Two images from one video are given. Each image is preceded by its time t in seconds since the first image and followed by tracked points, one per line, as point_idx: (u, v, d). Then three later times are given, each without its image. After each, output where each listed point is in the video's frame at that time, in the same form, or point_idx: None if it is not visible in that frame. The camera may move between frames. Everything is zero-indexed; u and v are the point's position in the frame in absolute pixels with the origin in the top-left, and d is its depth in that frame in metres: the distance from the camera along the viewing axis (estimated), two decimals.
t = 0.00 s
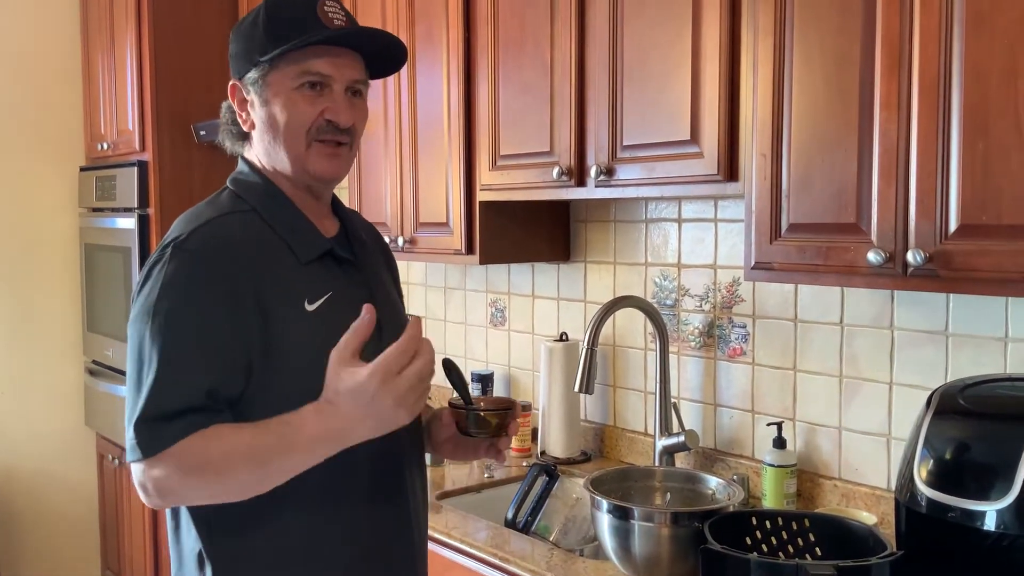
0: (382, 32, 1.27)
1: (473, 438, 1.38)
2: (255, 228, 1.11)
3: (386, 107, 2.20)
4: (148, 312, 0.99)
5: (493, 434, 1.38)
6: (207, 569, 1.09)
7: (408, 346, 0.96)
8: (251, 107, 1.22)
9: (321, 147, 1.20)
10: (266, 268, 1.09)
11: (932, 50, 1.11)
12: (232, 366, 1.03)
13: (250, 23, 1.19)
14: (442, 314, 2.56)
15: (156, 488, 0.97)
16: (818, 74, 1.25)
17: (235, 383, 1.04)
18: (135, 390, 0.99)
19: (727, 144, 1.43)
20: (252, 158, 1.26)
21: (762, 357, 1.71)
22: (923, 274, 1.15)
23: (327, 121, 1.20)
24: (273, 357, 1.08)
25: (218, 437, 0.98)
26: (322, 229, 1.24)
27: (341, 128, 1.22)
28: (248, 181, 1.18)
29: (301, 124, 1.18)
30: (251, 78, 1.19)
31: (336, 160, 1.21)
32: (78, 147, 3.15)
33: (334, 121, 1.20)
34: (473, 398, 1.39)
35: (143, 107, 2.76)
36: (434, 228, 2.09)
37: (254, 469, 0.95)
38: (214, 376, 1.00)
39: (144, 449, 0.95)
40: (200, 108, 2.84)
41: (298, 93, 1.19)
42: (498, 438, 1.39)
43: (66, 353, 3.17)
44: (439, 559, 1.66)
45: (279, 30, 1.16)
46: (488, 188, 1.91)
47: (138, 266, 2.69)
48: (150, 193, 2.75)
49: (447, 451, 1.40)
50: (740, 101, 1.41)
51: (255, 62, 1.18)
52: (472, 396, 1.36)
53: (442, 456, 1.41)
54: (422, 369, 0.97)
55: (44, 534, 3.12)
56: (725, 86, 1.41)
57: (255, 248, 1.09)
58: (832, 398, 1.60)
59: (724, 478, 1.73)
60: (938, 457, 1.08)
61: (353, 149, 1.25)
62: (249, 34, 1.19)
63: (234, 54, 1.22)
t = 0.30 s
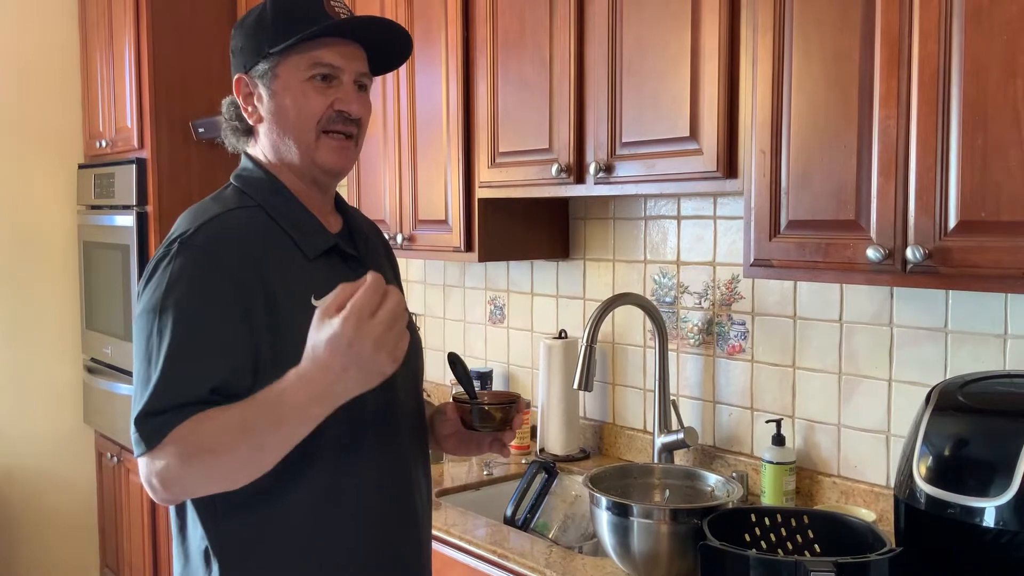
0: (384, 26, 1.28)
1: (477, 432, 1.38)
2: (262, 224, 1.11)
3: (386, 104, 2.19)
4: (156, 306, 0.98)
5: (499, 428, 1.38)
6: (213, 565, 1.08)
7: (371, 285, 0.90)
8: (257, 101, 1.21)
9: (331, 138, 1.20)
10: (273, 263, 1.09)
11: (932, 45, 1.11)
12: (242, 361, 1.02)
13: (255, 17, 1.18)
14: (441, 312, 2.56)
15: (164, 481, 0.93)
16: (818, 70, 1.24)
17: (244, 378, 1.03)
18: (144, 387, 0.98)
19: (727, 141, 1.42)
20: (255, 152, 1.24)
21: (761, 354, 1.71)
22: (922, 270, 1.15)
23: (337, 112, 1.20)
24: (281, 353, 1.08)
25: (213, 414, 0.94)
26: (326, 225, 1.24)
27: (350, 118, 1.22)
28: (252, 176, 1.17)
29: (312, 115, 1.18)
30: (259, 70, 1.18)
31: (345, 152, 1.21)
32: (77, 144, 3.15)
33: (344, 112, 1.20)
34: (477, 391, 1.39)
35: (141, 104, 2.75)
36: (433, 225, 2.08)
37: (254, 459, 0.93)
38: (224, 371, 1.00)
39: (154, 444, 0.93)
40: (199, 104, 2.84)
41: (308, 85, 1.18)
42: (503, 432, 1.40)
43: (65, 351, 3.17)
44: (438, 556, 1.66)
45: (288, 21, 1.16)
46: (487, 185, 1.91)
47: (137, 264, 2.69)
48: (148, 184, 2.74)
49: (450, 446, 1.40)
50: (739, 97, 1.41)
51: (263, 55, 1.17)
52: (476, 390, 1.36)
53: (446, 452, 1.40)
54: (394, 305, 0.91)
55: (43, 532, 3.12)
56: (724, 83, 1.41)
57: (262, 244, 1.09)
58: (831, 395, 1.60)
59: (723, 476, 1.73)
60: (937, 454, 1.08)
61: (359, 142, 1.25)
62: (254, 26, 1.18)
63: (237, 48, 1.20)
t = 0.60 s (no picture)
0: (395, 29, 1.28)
1: (483, 428, 1.38)
2: (268, 223, 1.11)
3: (387, 104, 2.19)
4: (164, 306, 0.98)
5: (504, 424, 1.38)
6: (219, 563, 1.09)
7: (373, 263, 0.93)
8: (268, 101, 1.21)
9: (343, 140, 1.21)
10: (280, 262, 1.09)
11: (932, 44, 1.11)
12: (250, 360, 1.02)
13: (269, 16, 1.18)
14: (442, 311, 2.56)
15: (173, 480, 0.93)
16: (818, 70, 1.25)
17: (253, 376, 1.03)
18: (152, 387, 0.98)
19: (727, 140, 1.42)
20: (263, 152, 1.24)
21: (760, 354, 1.72)
22: (922, 269, 1.15)
23: (349, 114, 1.20)
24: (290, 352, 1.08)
25: (216, 407, 0.93)
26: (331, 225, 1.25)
27: (362, 120, 1.22)
28: (258, 176, 1.17)
29: (324, 117, 1.18)
30: (272, 70, 1.18)
31: (354, 155, 1.22)
32: (77, 143, 3.15)
33: (356, 114, 1.21)
34: (482, 387, 1.40)
35: (141, 103, 2.75)
36: (433, 225, 2.08)
37: (259, 457, 0.92)
38: (233, 371, 1.00)
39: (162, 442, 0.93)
40: (199, 104, 2.84)
41: (322, 86, 1.18)
42: (507, 428, 1.40)
43: (65, 351, 3.17)
44: (438, 556, 1.67)
45: (303, 22, 1.16)
46: (487, 185, 1.91)
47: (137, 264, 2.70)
48: (148, 184, 2.74)
49: (454, 443, 1.39)
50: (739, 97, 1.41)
51: (277, 55, 1.17)
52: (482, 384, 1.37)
53: (450, 448, 1.39)
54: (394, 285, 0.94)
55: (44, 532, 3.13)
56: (724, 83, 1.41)
57: (269, 243, 1.09)
58: (831, 395, 1.60)
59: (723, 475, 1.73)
60: (937, 452, 1.08)
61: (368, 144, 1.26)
62: (268, 25, 1.17)
63: (249, 46, 1.19)
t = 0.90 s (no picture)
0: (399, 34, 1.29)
1: (484, 425, 1.38)
2: (272, 225, 1.11)
3: (385, 106, 2.19)
4: (171, 307, 0.98)
5: (505, 422, 1.38)
6: (222, 564, 1.09)
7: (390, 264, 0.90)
8: (270, 103, 1.21)
9: (345, 141, 1.20)
10: (285, 263, 1.10)
11: (928, 47, 1.11)
12: (257, 361, 1.03)
13: (273, 19, 1.19)
14: (440, 314, 2.56)
15: (181, 480, 0.93)
16: (815, 72, 1.25)
17: (258, 377, 1.03)
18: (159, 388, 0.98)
19: (724, 143, 1.43)
20: (265, 153, 1.24)
21: (758, 355, 1.72)
22: (920, 272, 1.15)
23: (352, 115, 1.20)
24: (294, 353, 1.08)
25: (228, 411, 0.93)
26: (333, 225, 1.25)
27: (364, 122, 1.22)
28: (260, 177, 1.17)
29: (326, 118, 1.18)
30: (275, 72, 1.18)
31: (358, 155, 1.21)
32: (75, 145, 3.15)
33: (359, 115, 1.20)
34: (484, 387, 1.40)
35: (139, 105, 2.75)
36: (432, 227, 2.08)
37: (260, 460, 0.92)
38: (240, 371, 1.00)
39: (170, 443, 0.93)
40: (198, 106, 2.84)
41: (325, 88, 1.19)
42: (510, 425, 1.40)
43: (62, 353, 3.17)
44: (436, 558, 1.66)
45: (306, 24, 1.17)
46: (486, 187, 1.91)
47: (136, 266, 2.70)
48: (146, 185, 2.74)
49: (455, 442, 1.39)
50: (736, 99, 1.41)
51: (280, 56, 1.17)
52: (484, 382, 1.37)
53: (451, 447, 1.39)
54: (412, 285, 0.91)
55: (41, 534, 3.12)
56: (722, 85, 1.41)
57: (273, 244, 1.09)
58: (829, 397, 1.61)
59: (721, 477, 1.73)
60: (934, 454, 1.08)
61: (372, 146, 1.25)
62: (273, 28, 1.18)
63: (253, 49, 1.20)
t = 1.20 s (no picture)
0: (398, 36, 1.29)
1: (484, 426, 1.38)
2: (273, 226, 1.11)
3: (384, 109, 2.20)
4: (176, 309, 0.98)
5: (505, 422, 1.39)
6: (225, 565, 1.09)
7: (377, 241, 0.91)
8: (270, 105, 1.21)
9: (344, 143, 1.20)
10: (287, 262, 1.09)
11: (927, 49, 1.11)
12: (262, 361, 1.02)
13: (272, 24, 1.19)
14: (438, 316, 2.56)
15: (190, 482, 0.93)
16: (813, 74, 1.25)
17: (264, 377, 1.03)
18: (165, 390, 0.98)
19: (723, 145, 1.43)
20: (265, 155, 1.24)
21: (756, 358, 1.72)
22: (918, 274, 1.15)
23: (350, 117, 1.20)
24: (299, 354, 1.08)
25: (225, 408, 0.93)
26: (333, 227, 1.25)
27: (363, 124, 1.22)
28: (261, 179, 1.17)
29: (325, 120, 1.18)
30: (273, 75, 1.18)
31: (358, 157, 1.21)
32: (74, 148, 3.15)
33: (358, 117, 1.20)
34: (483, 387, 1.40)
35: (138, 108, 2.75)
36: (430, 229, 2.08)
37: (265, 454, 0.91)
38: (245, 372, 1.00)
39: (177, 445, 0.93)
40: (197, 108, 2.84)
41: (323, 90, 1.19)
42: (509, 425, 1.40)
43: (61, 356, 3.16)
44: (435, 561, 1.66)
45: (303, 27, 1.17)
46: (485, 189, 1.91)
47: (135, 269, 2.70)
48: (145, 187, 2.74)
49: (455, 442, 1.38)
50: (735, 101, 1.42)
51: (279, 59, 1.17)
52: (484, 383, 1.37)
53: (452, 448, 1.38)
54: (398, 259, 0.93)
55: (40, 538, 3.12)
56: (720, 87, 1.42)
57: (275, 245, 1.09)
58: (828, 399, 1.60)
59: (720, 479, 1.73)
60: (933, 457, 1.08)
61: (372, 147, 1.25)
62: (271, 32, 1.18)
63: (252, 53, 1.20)
